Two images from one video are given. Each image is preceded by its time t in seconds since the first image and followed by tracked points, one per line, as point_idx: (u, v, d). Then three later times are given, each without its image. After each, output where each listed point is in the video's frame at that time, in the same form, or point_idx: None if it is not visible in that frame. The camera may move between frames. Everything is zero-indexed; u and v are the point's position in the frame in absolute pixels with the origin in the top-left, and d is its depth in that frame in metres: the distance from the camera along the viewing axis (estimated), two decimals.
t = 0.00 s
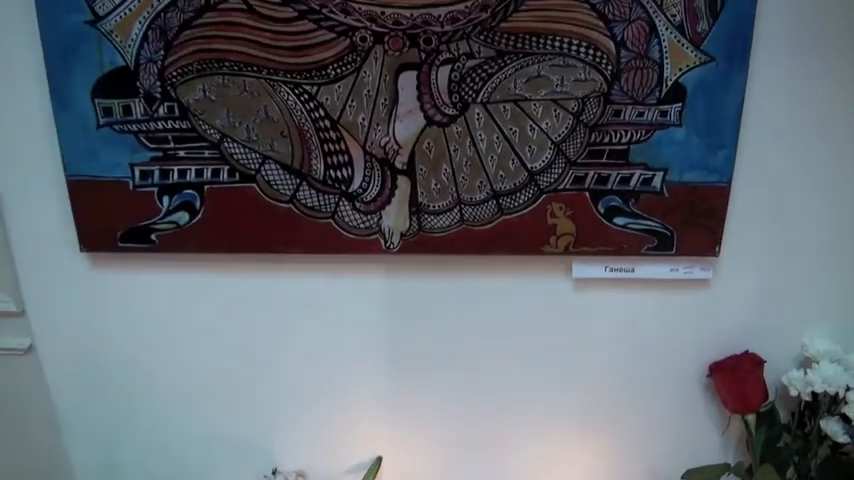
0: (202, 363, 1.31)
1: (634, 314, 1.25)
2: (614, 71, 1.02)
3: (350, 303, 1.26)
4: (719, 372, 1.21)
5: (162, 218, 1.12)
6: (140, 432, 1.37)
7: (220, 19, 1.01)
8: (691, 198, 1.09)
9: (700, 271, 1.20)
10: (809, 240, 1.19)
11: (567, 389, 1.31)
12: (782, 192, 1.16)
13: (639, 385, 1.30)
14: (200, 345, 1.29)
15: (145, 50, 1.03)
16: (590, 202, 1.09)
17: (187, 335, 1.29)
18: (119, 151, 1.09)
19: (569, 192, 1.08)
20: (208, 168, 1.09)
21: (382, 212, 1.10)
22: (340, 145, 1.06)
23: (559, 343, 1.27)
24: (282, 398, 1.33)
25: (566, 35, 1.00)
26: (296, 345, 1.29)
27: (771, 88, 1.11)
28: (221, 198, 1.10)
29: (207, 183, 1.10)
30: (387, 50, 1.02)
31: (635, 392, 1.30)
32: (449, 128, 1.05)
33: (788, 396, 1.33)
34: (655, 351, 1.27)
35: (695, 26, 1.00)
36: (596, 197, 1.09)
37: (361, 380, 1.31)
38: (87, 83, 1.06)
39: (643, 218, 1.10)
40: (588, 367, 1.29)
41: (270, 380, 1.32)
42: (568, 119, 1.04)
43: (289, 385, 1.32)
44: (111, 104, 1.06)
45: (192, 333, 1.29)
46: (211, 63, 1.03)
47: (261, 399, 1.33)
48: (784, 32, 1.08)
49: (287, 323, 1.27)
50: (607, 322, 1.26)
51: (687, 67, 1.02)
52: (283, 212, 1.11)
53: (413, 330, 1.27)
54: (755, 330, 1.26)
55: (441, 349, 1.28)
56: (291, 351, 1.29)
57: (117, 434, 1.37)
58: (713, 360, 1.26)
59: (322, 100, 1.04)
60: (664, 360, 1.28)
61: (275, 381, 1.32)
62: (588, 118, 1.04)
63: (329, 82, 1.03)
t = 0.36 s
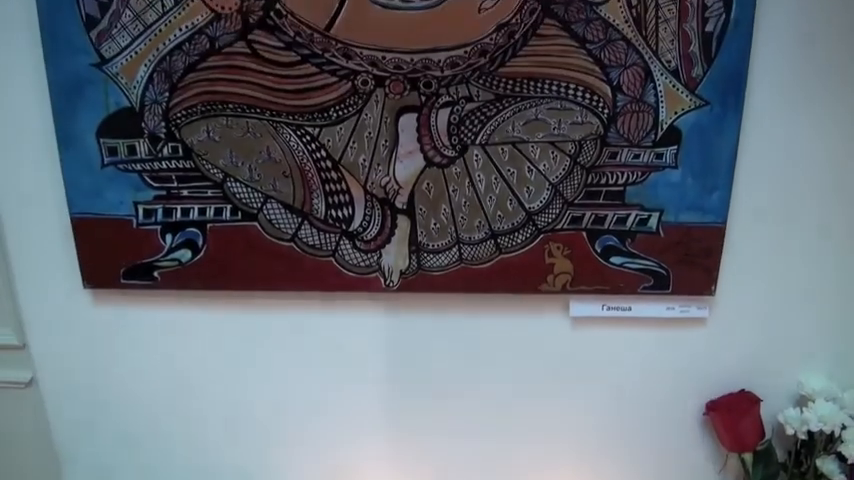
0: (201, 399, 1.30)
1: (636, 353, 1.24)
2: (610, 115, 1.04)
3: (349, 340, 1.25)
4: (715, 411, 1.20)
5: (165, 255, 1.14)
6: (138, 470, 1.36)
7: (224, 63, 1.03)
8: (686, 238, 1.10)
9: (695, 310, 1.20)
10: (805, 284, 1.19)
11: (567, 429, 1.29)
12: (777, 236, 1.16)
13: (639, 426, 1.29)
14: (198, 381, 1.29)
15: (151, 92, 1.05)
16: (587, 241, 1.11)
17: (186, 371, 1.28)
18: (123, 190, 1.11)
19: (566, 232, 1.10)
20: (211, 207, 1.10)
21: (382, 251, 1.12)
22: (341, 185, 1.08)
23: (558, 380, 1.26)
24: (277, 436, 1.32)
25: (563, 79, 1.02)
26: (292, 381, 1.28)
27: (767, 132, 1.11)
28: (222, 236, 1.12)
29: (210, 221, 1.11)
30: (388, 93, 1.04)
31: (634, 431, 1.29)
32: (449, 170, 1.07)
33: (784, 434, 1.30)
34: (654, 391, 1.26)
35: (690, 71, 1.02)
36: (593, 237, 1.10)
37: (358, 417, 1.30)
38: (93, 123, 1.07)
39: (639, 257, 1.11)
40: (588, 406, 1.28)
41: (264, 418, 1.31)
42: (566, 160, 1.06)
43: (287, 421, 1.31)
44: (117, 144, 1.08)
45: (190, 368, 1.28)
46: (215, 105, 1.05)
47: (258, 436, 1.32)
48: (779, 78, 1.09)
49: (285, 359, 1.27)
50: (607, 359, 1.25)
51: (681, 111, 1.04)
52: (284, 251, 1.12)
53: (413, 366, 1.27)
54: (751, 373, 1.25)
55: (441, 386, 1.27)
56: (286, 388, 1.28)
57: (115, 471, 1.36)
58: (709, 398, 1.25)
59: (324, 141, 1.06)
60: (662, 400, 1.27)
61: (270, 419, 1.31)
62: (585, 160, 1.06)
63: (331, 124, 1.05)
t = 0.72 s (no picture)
0: (199, 436, 1.29)
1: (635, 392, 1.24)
2: (607, 157, 1.06)
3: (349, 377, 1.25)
4: (715, 451, 1.20)
5: (167, 292, 1.15)
6: None
7: (229, 106, 1.05)
8: (683, 279, 1.12)
9: (692, 350, 1.20)
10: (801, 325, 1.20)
11: (566, 468, 1.29)
12: (772, 278, 1.17)
13: (639, 467, 1.28)
14: (197, 419, 1.28)
15: (156, 133, 1.07)
16: (585, 281, 1.12)
17: (185, 408, 1.28)
18: (128, 228, 1.12)
19: (564, 272, 1.11)
20: (214, 246, 1.12)
21: (382, 289, 1.13)
22: (343, 225, 1.10)
23: (558, 420, 1.26)
24: (275, 473, 1.31)
25: (561, 123, 1.04)
26: (289, 418, 1.27)
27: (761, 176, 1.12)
28: (225, 274, 1.13)
29: (212, 260, 1.13)
30: (389, 135, 1.06)
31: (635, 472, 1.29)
32: (449, 211, 1.08)
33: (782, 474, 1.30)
34: (653, 431, 1.26)
35: (686, 115, 1.04)
36: (591, 277, 1.12)
37: (357, 455, 1.29)
38: (98, 163, 1.09)
39: (636, 297, 1.13)
40: (587, 446, 1.27)
41: (263, 455, 1.30)
42: (564, 202, 1.08)
43: (285, 458, 1.30)
44: (122, 183, 1.10)
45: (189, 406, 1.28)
46: (220, 146, 1.07)
47: (256, 472, 1.31)
48: (772, 124, 1.11)
49: (285, 396, 1.26)
50: (607, 398, 1.25)
51: (678, 154, 1.06)
52: (285, 289, 1.14)
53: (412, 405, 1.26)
54: (748, 414, 1.25)
55: (441, 425, 1.27)
56: (284, 426, 1.28)
57: None
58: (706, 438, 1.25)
59: (326, 182, 1.08)
60: (662, 439, 1.27)
61: (268, 456, 1.30)
62: (583, 201, 1.08)
63: (333, 165, 1.07)
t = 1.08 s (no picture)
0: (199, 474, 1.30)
1: (631, 433, 1.25)
2: (602, 202, 1.08)
3: (348, 416, 1.26)
4: None
5: (168, 332, 1.16)
6: None
7: (231, 150, 1.07)
8: (677, 322, 1.13)
9: (687, 392, 1.20)
10: (795, 374, 1.20)
11: None
12: (767, 325, 1.17)
13: None
14: (197, 457, 1.29)
15: (160, 176, 1.09)
16: (580, 324, 1.14)
17: (186, 446, 1.28)
18: (130, 268, 1.14)
19: (560, 314, 1.13)
20: (215, 286, 1.13)
21: (381, 330, 1.14)
22: (342, 267, 1.11)
23: (556, 461, 1.26)
24: None
25: (557, 168, 1.06)
26: (288, 457, 1.28)
27: (755, 223, 1.12)
28: (225, 314, 1.15)
29: (213, 300, 1.14)
30: (388, 180, 1.08)
31: None
32: (447, 253, 1.10)
33: None
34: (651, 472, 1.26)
35: (680, 161, 1.06)
36: (586, 320, 1.13)
37: None
38: (103, 204, 1.11)
39: (631, 339, 1.14)
40: None
41: None
42: (560, 246, 1.10)
43: None
44: (124, 224, 1.11)
45: (189, 445, 1.28)
46: (222, 189, 1.09)
47: None
48: (766, 179, 1.11)
49: (284, 436, 1.27)
50: (605, 441, 1.25)
51: (671, 199, 1.08)
52: (285, 329, 1.15)
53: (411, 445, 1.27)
54: (742, 459, 1.25)
55: (439, 464, 1.27)
56: (284, 464, 1.29)
57: None
58: None
59: (326, 224, 1.09)
60: None
61: None
62: (578, 244, 1.10)
63: (333, 209, 1.09)
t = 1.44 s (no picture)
0: None
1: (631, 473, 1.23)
2: (598, 244, 1.09)
3: (345, 456, 1.25)
4: None
5: (168, 370, 1.17)
6: None
7: (232, 191, 1.08)
8: (672, 362, 1.14)
9: (683, 431, 1.20)
10: (789, 415, 1.20)
11: None
12: (760, 365, 1.17)
13: None
14: None
15: (162, 216, 1.10)
16: (577, 364, 1.15)
17: None
18: (131, 306, 1.15)
19: (557, 354, 1.14)
20: (215, 325, 1.14)
21: (379, 368, 1.15)
22: (341, 306, 1.13)
23: None
24: None
25: (554, 210, 1.08)
26: None
27: (748, 264, 1.13)
28: (224, 352, 1.16)
29: (213, 338, 1.15)
30: (388, 221, 1.09)
31: None
32: (445, 293, 1.12)
33: None
34: None
35: (675, 204, 1.08)
36: (583, 359, 1.14)
37: None
38: (105, 243, 1.12)
39: (627, 379, 1.15)
40: None
41: None
42: (556, 286, 1.11)
43: None
44: (126, 262, 1.13)
45: None
46: (223, 228, 1.10)
47: None
48: (760, 225, 1.11)
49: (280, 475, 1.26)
50: None
51: (666, 241, 1.09)
52: (284, 368, 1.16)
53: None
54: None
55: None
56: None
57: None
58: None
59: (326, 264, 1.11)
60: None
61: None
62: (575, 285, 1.11)
63: (333, 249, 1.10)
